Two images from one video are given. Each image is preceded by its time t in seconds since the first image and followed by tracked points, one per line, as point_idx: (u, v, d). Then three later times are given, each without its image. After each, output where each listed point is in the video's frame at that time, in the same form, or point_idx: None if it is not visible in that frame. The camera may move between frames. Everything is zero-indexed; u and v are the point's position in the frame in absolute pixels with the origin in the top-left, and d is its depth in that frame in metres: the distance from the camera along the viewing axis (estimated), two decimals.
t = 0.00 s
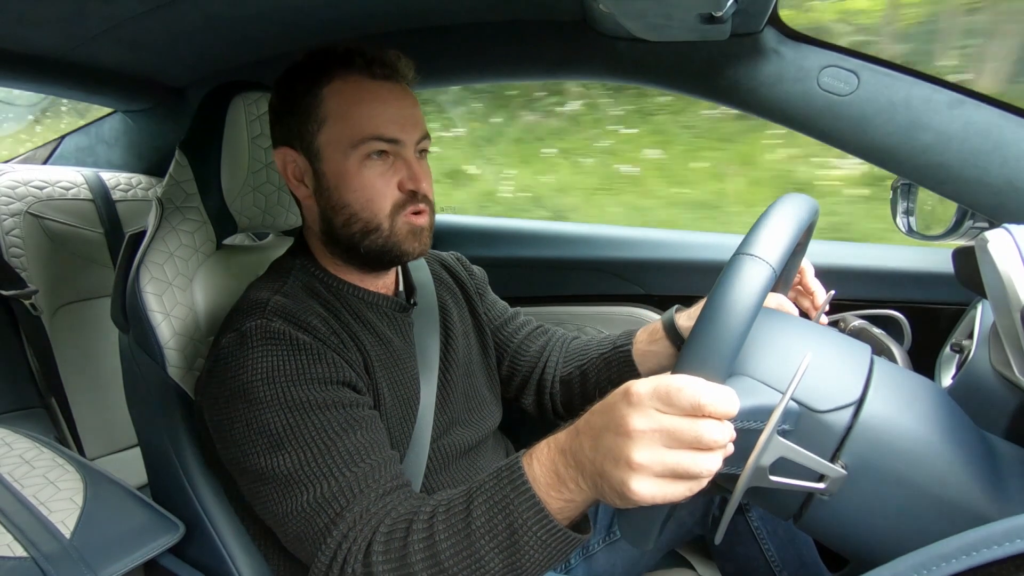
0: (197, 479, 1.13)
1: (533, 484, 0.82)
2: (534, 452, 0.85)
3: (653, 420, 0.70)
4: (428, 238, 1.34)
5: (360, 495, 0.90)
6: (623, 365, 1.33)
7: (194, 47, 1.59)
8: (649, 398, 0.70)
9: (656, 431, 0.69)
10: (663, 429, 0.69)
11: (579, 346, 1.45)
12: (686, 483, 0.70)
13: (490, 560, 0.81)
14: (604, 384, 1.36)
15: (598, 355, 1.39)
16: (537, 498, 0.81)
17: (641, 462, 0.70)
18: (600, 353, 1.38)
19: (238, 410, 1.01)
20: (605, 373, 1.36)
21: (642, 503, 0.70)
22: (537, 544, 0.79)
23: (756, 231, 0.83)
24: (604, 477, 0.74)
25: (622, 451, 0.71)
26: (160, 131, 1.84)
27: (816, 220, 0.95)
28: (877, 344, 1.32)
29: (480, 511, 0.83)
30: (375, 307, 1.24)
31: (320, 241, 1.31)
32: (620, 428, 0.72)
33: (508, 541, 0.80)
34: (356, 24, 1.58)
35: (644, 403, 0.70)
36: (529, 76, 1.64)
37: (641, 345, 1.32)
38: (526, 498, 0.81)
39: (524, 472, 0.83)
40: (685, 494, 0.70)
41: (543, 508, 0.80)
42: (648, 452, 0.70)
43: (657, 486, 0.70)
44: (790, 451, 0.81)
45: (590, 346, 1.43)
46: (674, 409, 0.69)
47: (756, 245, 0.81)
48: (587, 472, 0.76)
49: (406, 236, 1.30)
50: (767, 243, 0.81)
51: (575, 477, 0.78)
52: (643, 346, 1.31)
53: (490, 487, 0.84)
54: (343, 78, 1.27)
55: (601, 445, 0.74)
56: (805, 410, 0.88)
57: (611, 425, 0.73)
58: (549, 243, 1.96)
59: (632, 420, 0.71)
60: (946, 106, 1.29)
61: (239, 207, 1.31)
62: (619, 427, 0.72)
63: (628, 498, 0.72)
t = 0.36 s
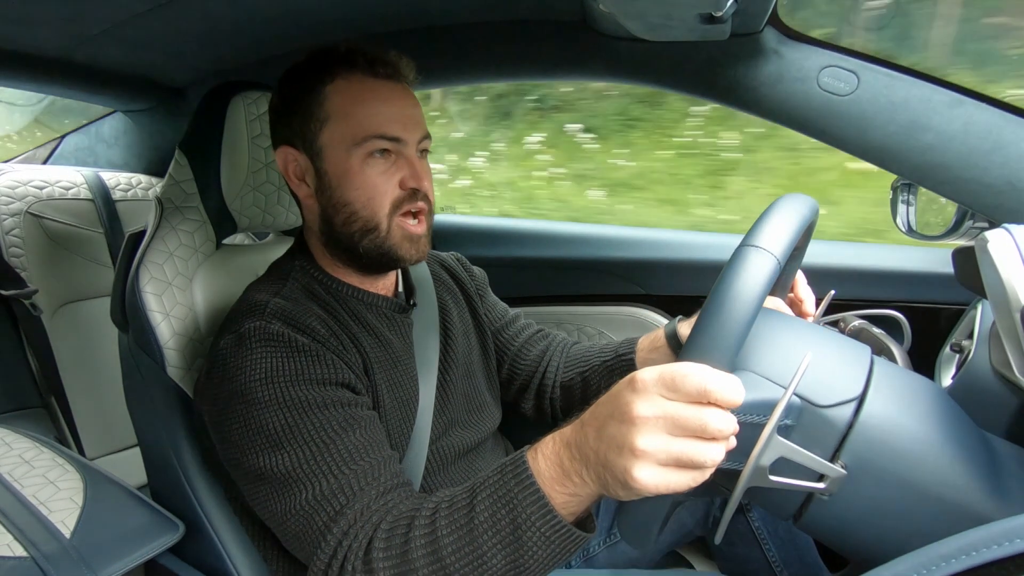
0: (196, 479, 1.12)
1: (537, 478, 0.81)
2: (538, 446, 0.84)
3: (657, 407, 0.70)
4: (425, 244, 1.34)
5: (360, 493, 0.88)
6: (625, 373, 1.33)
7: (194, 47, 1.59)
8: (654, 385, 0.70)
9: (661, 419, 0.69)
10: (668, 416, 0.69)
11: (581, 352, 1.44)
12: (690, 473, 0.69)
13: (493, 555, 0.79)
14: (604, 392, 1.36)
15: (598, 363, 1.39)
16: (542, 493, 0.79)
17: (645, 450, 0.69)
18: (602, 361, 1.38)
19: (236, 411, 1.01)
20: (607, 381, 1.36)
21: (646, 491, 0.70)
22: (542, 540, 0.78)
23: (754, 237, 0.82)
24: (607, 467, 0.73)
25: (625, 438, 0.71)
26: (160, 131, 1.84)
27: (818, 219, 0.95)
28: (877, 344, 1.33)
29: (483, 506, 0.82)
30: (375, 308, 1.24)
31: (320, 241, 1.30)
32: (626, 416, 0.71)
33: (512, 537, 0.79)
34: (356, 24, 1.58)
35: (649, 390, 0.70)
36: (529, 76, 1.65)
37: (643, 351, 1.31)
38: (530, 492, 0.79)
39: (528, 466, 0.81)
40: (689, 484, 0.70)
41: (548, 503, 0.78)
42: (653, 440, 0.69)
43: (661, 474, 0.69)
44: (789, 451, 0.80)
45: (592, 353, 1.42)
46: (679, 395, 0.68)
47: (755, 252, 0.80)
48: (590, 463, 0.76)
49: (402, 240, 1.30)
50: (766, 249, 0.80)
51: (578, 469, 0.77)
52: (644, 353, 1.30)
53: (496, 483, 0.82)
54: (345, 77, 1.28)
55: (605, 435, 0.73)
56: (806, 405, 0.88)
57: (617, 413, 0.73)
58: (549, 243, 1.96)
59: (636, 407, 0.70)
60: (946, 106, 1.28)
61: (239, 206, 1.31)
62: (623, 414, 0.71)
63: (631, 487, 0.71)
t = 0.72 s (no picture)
0: (195, 479, 1.12)
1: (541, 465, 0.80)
2: (543, 433, 0.84)
3: (663, 391, 0.70)
4: (425, 232, 1.33)
5: (359, 484, 0.87)
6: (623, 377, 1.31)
7: (194, 46, 1.59)
8: (662, 367, 0.71)
9: (669, 403, 0.69)
10: (676, 400, 0.69)
11: (580, 356, 1.43)
12: (694, 460, 0.69)
13: (495, 544, 0.79)
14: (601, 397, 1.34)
15: (598, 366, 1.37)
16: (546, 480, 0.79)
17: (652, 434, 0.69)
18: (601, 366, 1.36)
19: (235, 406, 1.00)
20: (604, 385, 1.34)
21: (650, 476, 0.69)
22: (546, 527, 0.77)
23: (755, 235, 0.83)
24: (611, 452, 0.73)
25: (631, 422, 0.71)
26: (159, 130, 1.84)
27: (816, 220, 0.96)
28: (876, 343, 1.33)
29: (486, 493, 0.81)
30: (374, 306, 1.24)
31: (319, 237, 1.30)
32: (633, 400, 0.71)
33: (515, 525, 0.78)
34: (356, 23, 1.58)
35: (655, 374, 0.71)
36: (529, 75, 1.64)
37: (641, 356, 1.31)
38: (535, 480, 0.79)
39: (532, 453, 0.81)
40: (693, 471, 0.70)
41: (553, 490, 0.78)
42: (659, 425, 0.69)
43: (665, 460, 0.69)
44: (790, 450, 0.80)
45: (591, 356, 1.40)
46: (689, 379, 0.69)
47: (759, 248, 0.80)
48: (594, 450, 0.75)
49: (403, 229, 1.29)
50: (767, 244, 0.81)
51: (582, 457, 0.77)
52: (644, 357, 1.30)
53: (499, 472, 0.82)
54: (342, 75, 1.28)
55: (610, 420, 0.74)
56: (808, 400, 0.87)
57: (623, 398, 0.73)
58: (549, 243, 1.96)
59: (643, 390, 0.71)
60: (947, 106, 1.28)
61: (239, 205, 1.31)
62: (629, 398, 0.72)
63: (635, 472, 0.71)
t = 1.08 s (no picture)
0: (195, 479, 1.12)
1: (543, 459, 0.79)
2: (546, 427, 0.82)
3: (669, 381, 0.69)
4: (429, 231, 1.34)
5: (358, 480, 0.86)
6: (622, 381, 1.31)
7: (195, 46, 1.59)
8: (667, 357, 0.70)
9: (674, 393, 0.68)
10: (682, 390, 0.68)
11: (579, 359, 1.43)
12: (698, 451, 0.68)
13: (495, 540, 0.77)
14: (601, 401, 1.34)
15: (598, 369, 1.37)
16: (549, 474, 0.77)
17: (657, 424, 0.68)
18: (600, 369, 1.35)
19: (234, 405, 1.00)
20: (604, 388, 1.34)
21: (655, 467, 0.68)
22: (547, 522, 0.75)
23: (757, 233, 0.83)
24: (615, 443, 0.72)
25: (636, 412, 0.70)
26: (159, 130, 1.84)
27: (816, 220, 0.95)
28: (876, 343, 1.33)
29: (488, 488, 0.79)
30: (374, 307, 1.24)
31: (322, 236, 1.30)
32: (637, 390, 0.70)
33: (515, 521, 0.77)
34: (356, 23, 1.58)
35: (660, 364, 0.70)
36: (530, 75, 1.65)
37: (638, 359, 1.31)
38: (536, 473, 0.77)
39: (534, 447, 0.79)
40: (698, 463, 0.68)
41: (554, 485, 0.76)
42: (664, 415, 0.68)
43: (670, 450, 0.68)
44: (790, 450, 0.80)
45: (590, 360, 1.40)
46: (694, 370, 0.68)
47: (761, 244, 0.80)
48: (597, 442, 0.74)
49: (408, 228, 1.30)
50: (768, 242, 0.81)
51: (585, 450, 0.75)
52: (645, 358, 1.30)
53: (501, 467, 0.80)
54: (345, 73, 1.28)
55: (614, 411, 0.72)
56: (810, 397, 0.87)
57: (627, 389, 0.72)
58: (549, 243, 1.96)
59: (648, 380, 0.70)
60: (946, 106, 1.28)
61: (239, 205, 1.31)
62: (634, 388, 0.71)
63: (639, 463, 0.69)
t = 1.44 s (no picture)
0: (194, 479, 1.13)
1: (551, 436, 0.78)
2: (554, 407, 0.81)
3: (685, 343, 0.69)
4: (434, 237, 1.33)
5: (358, 467, 0.85)
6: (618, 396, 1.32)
7: (195, 46, 1.59)
8: (683, 322, 0.71)
9: (690, 355, 0.68)
10: (698, 352, 0.68)
11: (574, 372, 1.45)
12: (713, 419, 0.67)
13: (501, 521, 0.76)
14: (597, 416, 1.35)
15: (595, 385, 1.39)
16: (556, 453, 0.76)
17: (673, 385, 0.68)
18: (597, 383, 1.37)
19: (233, 397, 0.99)
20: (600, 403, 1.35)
21: (669, 430, 0.67)
22: (554, 502, 0.75)
23: (755, 233, 0.83)
24: (627, 410, 0.71)
25: (651, 375, 0.69)
26: (159, 129, 1.83)
27: (816, 218, 0.96)
28: (876, 342, 1.33)
29: (494, 468, 0.78)
30: (376, 305, 1.24)
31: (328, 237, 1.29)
32: (652, 353, 0.70)
33: (522, 501, 0.76)
34: (357, 22, 1.59)
35: (677, 329, 0.71)
36: (530, 74, 1.65)
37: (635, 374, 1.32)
38: (543, 451, 0.76)
39: (542, 425, 0.78)
40: (713, 431, 0.67)
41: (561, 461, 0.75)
42: (681, 376, 0.68)
43: (685, 414, 0.67)
44: (790, 450, 0.80)
45: (586, 374, 1.42)
46: (712, 333, 0.69)
47: (761, 246, 0.80)
48: (609, 412, 0.73)
49: (411, 236, 1.30)
50: (768, 242, 0.81)
51: (595, 422, 0.75)
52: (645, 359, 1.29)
53: (507, 446, 0.79)
54: (359, 75, 1.28)
55: (627, 377, 0.72)
56: (816, 381, 0.88)
57: (640, 356, 0.72)
58: (550, 242, 1.96)
59: (664, 343, 0.70)
60: (946, 105, 1.28)
61: (238, 205, 1.31)
62: (649, 352, 0.71)
63: (653, 428, 0.68)
